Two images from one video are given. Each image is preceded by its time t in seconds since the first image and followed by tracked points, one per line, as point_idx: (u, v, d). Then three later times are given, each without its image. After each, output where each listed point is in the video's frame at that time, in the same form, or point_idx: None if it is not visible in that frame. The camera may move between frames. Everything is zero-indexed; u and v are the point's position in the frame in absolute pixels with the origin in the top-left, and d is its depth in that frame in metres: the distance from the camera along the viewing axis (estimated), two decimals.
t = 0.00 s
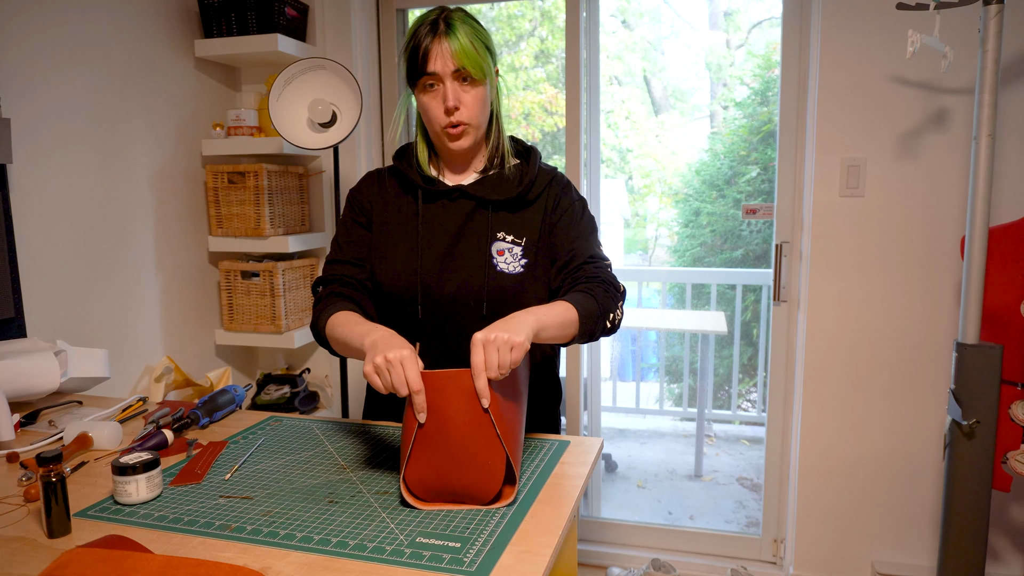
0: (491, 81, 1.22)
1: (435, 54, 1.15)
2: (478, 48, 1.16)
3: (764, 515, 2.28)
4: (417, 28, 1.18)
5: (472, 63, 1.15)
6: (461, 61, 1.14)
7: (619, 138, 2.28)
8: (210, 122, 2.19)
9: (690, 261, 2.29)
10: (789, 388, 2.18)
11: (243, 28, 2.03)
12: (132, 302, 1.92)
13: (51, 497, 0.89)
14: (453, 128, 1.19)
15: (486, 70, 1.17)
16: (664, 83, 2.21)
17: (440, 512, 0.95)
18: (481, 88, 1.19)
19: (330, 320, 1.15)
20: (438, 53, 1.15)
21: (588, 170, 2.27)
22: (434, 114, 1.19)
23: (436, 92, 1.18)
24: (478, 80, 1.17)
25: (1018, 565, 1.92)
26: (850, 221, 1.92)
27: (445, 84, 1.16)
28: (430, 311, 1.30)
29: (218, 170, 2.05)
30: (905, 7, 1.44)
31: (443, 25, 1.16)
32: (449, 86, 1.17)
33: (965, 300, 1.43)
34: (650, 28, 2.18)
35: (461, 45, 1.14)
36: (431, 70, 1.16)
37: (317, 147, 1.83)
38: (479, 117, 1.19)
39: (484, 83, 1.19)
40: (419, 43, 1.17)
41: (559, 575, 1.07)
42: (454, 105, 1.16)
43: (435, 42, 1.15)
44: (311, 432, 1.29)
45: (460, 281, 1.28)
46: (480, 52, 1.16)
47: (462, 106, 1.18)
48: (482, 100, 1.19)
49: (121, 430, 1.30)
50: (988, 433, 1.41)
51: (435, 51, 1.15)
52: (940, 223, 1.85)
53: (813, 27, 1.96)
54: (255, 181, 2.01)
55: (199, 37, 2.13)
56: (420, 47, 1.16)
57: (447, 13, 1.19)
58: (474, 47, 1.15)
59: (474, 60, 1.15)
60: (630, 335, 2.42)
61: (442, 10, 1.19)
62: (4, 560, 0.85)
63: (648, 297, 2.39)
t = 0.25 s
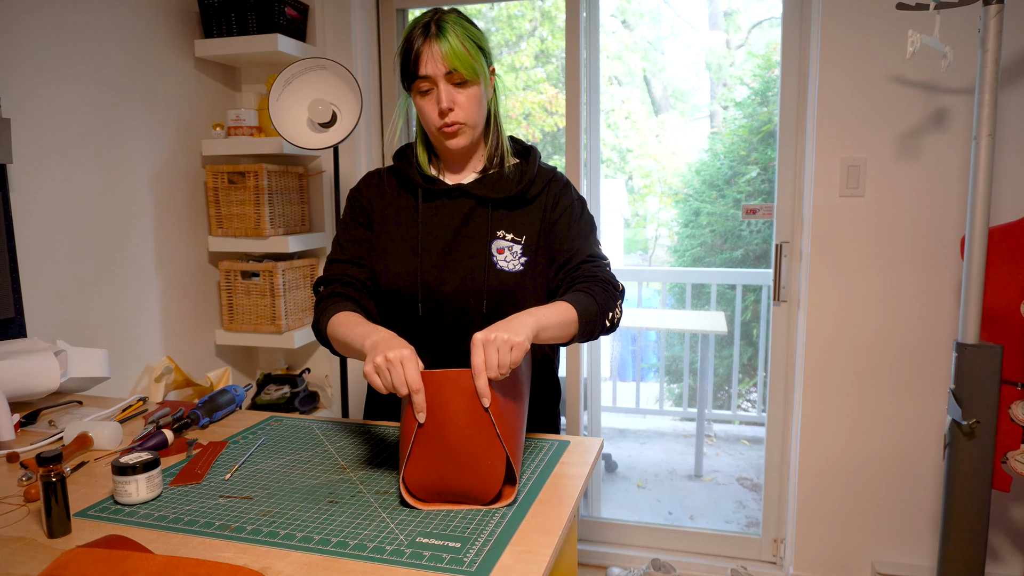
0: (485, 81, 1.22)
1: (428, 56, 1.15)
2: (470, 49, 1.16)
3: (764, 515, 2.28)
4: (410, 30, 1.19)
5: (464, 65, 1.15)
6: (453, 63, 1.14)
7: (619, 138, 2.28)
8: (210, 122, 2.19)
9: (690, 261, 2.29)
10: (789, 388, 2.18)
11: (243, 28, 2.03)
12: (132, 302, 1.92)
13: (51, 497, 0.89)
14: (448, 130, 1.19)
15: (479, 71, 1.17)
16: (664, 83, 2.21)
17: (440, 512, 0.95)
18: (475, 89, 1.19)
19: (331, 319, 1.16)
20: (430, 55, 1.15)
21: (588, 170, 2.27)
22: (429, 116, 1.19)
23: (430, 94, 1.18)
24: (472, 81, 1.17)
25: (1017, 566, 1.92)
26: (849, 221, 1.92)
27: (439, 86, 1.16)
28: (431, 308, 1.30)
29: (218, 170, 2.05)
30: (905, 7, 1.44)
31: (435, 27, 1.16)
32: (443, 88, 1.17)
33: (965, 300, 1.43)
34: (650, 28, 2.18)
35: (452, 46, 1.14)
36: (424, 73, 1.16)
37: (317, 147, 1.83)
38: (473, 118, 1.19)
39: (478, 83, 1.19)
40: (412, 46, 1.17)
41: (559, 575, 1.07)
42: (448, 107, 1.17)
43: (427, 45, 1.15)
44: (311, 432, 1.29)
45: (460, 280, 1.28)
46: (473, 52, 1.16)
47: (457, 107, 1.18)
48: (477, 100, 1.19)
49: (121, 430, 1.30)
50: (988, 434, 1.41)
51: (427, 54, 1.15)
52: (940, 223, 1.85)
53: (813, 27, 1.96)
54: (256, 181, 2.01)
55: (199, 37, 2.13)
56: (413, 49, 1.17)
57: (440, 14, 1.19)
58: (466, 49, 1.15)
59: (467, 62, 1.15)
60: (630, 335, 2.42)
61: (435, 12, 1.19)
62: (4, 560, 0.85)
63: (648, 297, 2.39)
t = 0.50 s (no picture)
0: (485, 81, 1.22)
1: (427, 56, 1.15)
2: (469, 49, 1.16)
3: (764, 516, 2.28)
4: (409, 31, 1.19)
5: (463, 65, 1.15)
6: (451, 64, 1.14)
7: (619, 138, 2.28)
8: (210, 122, 2.19)
9: (690, 261, 2.29)
10: (789, 388, 2.18)
11: (243, 28, 2.03)
12: (132, 302, 1.92)
13: (51, 497, 0.89)
14: (447, 130, 1.20)
15: (478, 71, 1.17)
16: (663, 83, 2.21)
17: (440, 512, 0.95)
18: (475, 88, 1.19)
19: (333, 320, 1.16)
20: (429, 56, 1.15)
21: (588, 170, 2.27)
22: (429, 117, 1.19)
23: (429, 95, 1.18)
24: (471, 81, 1.17)
25: (1017, 565, 1.92)
26: (849, 221, 1.92)
27: (438, 86, 1.16)
28: (431, 309, 1.30)
29: (218, 170, 2.05)
30: (905, 7, 1.44)
31: (434, 27, 1.16)
32: (442, 88, 1.17)
33: (965, 300, 1.43)
34: (650, 28, 2.18)
35: (451, 47, 1.14)
36: (423, 73, 1.17)
37: (317, 147, 1.83)
38: (473, 118, 1.19)
39: (477, 83, 1.19)
40: (411, 46, 1.17)
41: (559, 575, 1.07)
42: (447, 107, 1.17)
43: (426, 46, 1.15)
44: (311, 432, 1.29)
45: (460, 280, 1.28)
46: (472, 52, 1.16)
47: (456, 107, 1.18)
48: (476, 100, 1.19)
49: (121, 430, 1.30)
50: (988, 433, 1.41)
51: (426, 54, 1.15)
52: (940, 223, 1.85)
53: (812, 27, 1.96)
54: (255, 181, 2.01)
55: (199, 37, 2.13)
56: (411, 50, 1.17)
57: (439, 14, 1.19)
58: (464, 49, 1.15)
59: (465, 62, 1.15)
60: (630, 335, 2.42)
61: (434, 12, 1.19)
62: (3, 560, 0.85)
63: (648, 297, 2.39)
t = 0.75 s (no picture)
0: (485, 81, 1.22)
1: (426, 57, 1.15)
2: (468, 49, 1.16)
3: (764, 516, 2.28)
4: (409, 31, 1.19)
5: (462, 65, 1.15)
6: (450, 64, 1.14)
7: (619, 138, 2.28)
8: (210, 122, 2.19)
9: (690, 261, 2.29)
10: (790, 389, 2.18)
11: (243, 28, 2.03)
12: (132, 302, 1.92)
13: (51, 497, 0.89)
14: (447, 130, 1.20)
15: (477, 71, 1.17)
16: (663, 83, 2.21)
17: (440, 512, 0.95)
18: (474, 88, 1.19)
19: (333, 319, 1.16)
20: (428, 56, 1.15)
21: (588, 170, 2.27)
22: (428, 117, 1.19)
23: (429, 95, 1.18)
24: (470, 81, 1.17)
25: (1017, 565, 1.92)
26: (849, 221, 1.92)
27: (437, 86, 1.16)
28: (431, 311, 1.30)
29: (218, 170, 2.05)
30: (905, 7, 1.44)
31: (433, 27, 1.16)
32: (442, 88, 1.17)
33: (965, 300, 1.43)
34: (650, 28, 2.18)
35: (450, 47, 1.14)
36: (423, 73, 1.17)
37: (317, 147, 1.83)
38: (473, 118, 1.19)
39: (477, 83, 1.19)
40: (411, 46, 1.17)
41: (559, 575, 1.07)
42: (447, 107, 1.17)
43: (425, 46, 1.16)
44: (312, 432, 1.29)
45: (460, 280, 1.28)
46: (471, 52, 1.16)
47: (456, 106, 1.18)
48: (476, 100, 1.19)
49: (121, 430, 1.30)
50: (988, 433, 1.41)
51: (425, 55, 1.15)
52: (940, 223, 1.85)
53: (812, 27, 1.96)
54: (255, 181, 2.01)
55: (199, 37, 2.13)
56: (411, 50, 1.17)
57: (438, 15, 1.19)
58: (464, 49, 1.15)
59: (465, 62, 1.15)
60: (630, 335, 2.42)
61: (433, 13, 1.19)
62: (3, 560, 0.85)
63: (648, 297, 2.39)
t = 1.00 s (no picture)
0: (486, 81, 1.22)
1: (427, 57, 1.15)
2: (469, 49, 1.16)
3: (764, 516, 2.28)
4: (410, 31, 1.19)
5: (463, 65, 1.15)
6: (451, 64, 1.14)
7: (618, 139, 2.28)
8: (210, 122, 2.19)
9: (690, 261, 2.30)
10: (790, 389, 2.18)
11: (243, 28, 2.03)
12: (132, 302, 1.92)
13: (51, 496, 0.89)
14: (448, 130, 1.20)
15: (478, 71, 1.18)
16: (663, 84, 2.21)
17: (440, 511, 0.95)
18: (476, 88, 1.19)
19: (331, 313, 1.15)
20: (429, 56, 1.15)
21: (588, 170, 2.27)
22: (429, 117, 1.19)
23: (430, 95, 1.18)
24: (471, 81, 1.17)
25: (1017, 565, 1.92)
26: (849, 221, 1.92)
27: (438, 86, 1.16)
28: (432, 312, 1.31)
29: (218, 170, 2.05)
30: (905, 7, 1.44)
31: (434, 27, 1.16)
32: (442, 89, 1.17)
33: (965, 300, 1.43)
34: (650, 28, 2.18)
35: (451, 47, 1.14)
36: (424, 73, 1.17)
37: (317, 147, 1.83)
38: (474, 118, 1.19)
39: (478, 83, 1.19)
40: (412, 46, 1.17)
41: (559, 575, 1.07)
42: (447, 107, 1.17)
43: (426, 46, 1.15)
44: (312, 432, 1.29)
45: (460, 280, 1.28)
46: (472, 52, 1.16)
47: (457, 106, 1.18)
48: (477, 100, 1.19)
49: (121, 430, 1.30)
50: (988, 433, 1.41)
51: (426, 55, 1.15)
52: (940, 223, 1.85)
53: (812, 27, 1.96)
54: (255, 181, 2.01)
55: (199, 37, 2.13)
56: (412, 50, 1.17)
57: (439, 14, 1.19)
58: (465, 49, 1.15)
59: (466, 62, 1.15)
60: (630, 335, 2.43)
61: (434, 12, 1.19)
62: (4, 560, 0.85)
63: (648, 297, 2.41)
